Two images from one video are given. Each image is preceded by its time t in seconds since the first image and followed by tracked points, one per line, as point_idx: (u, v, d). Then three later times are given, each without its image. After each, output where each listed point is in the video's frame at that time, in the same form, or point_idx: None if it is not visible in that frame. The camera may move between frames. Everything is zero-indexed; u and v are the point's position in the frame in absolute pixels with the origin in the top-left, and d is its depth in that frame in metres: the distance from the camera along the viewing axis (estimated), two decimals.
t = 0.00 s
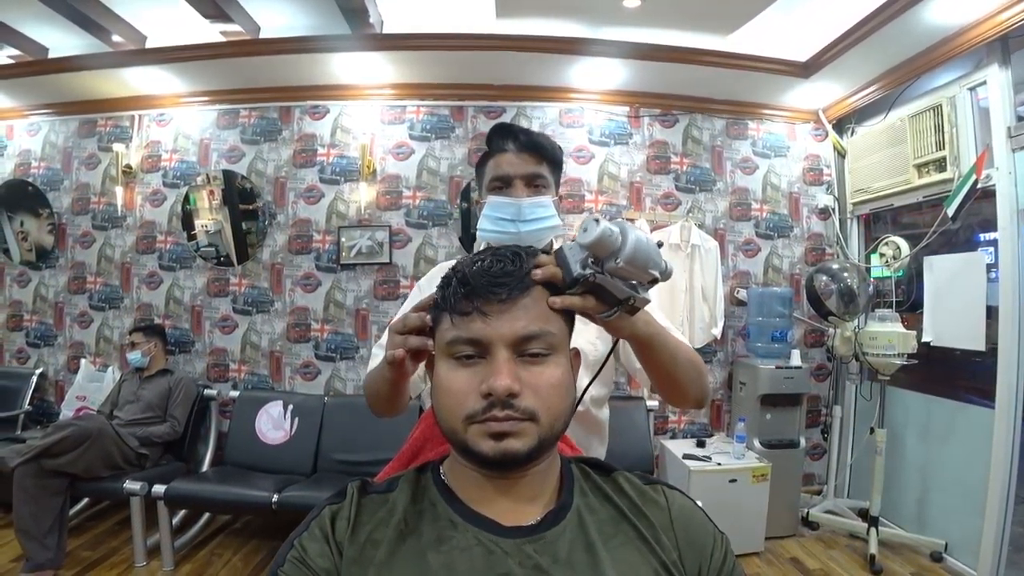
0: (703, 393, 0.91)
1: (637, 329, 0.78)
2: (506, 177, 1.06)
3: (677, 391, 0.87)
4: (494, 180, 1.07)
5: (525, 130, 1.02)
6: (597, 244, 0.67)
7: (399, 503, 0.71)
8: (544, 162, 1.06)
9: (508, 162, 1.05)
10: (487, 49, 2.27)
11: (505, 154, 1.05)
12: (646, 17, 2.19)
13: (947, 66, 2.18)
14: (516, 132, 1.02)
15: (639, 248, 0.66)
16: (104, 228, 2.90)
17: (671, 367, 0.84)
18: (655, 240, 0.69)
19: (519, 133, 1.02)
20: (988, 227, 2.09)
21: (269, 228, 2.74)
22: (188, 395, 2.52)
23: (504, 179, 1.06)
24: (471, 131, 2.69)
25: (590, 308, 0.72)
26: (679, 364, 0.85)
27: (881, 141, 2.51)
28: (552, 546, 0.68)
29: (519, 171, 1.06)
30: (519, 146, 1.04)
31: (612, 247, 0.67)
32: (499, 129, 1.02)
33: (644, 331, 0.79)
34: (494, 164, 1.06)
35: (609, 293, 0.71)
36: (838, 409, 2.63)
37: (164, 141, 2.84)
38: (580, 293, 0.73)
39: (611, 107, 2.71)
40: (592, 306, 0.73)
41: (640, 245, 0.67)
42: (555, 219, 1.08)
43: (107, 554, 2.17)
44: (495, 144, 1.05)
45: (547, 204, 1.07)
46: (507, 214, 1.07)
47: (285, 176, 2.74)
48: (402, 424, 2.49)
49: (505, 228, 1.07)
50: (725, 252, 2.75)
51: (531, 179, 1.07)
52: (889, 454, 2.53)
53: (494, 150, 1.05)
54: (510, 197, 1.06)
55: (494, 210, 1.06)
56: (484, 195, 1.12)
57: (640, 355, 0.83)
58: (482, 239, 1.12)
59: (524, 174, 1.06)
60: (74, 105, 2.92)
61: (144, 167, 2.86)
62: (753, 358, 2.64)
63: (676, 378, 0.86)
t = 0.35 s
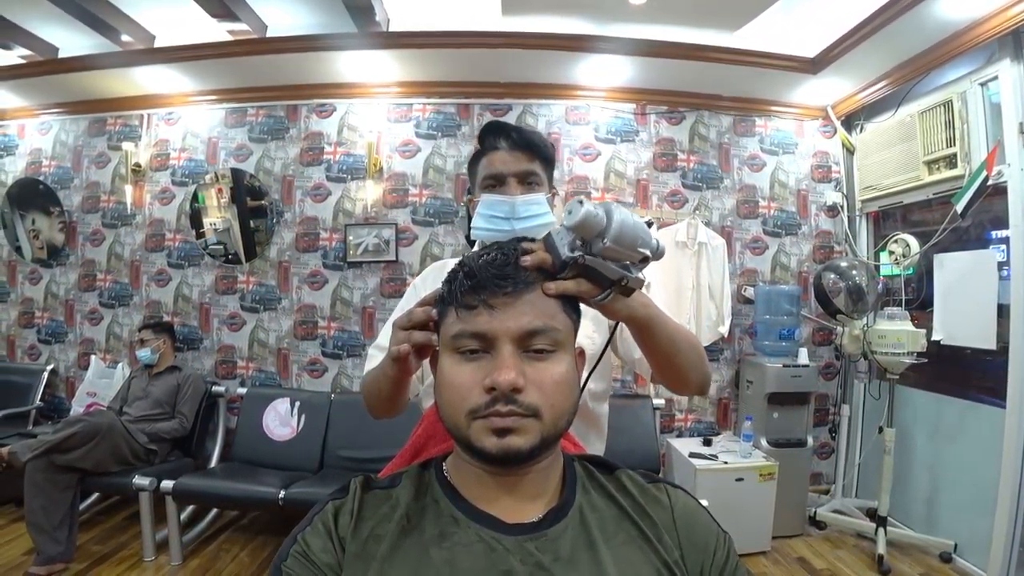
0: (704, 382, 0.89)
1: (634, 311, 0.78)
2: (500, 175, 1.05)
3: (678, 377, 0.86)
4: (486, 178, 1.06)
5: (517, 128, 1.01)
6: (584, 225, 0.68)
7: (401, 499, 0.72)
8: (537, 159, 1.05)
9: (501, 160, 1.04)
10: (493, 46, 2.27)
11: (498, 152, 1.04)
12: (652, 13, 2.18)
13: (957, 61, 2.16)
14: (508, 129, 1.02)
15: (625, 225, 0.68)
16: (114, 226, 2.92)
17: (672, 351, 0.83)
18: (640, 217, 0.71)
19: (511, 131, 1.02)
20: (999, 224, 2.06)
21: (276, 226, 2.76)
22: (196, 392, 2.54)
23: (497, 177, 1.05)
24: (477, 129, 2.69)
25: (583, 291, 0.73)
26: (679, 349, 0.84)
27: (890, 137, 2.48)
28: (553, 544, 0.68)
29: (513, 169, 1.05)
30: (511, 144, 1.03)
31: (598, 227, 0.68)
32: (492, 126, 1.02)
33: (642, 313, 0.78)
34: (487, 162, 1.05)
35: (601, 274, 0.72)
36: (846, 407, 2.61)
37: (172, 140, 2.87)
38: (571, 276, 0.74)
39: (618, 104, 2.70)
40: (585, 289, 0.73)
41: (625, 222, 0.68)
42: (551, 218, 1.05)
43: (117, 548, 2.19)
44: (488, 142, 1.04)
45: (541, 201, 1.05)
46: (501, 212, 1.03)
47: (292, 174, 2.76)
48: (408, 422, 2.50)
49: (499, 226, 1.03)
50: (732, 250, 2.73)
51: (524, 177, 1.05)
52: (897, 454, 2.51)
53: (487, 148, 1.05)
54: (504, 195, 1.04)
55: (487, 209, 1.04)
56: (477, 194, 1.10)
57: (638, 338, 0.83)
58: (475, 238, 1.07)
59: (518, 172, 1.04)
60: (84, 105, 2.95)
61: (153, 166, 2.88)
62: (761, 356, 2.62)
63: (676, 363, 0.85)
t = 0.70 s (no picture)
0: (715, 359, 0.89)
1: (637, 289, 0.77)
2: (502, 171, 1.05)
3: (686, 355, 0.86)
4: (489, 174, 1.06)
5: (519, 125, 1.03)
6: (574, 207, 0.66)
7: (412, 494, 0.72)
8: (540, 155, 1.05)
9: (503, 156, 1.04)
10: (498, 44, 2.27)
11: (500, 148, 1.04)
12: (656, 8, 2.18)
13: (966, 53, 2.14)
14: (511, 126, 1.04)
15: (616, 203, 0.66)
16: (123, 228, 2.95)
17: (679, 327, 0.83)
18: (630, 191, 0.68)
19: (514, 128, 1.04)
20: (1009, 217, 2.04)
21: (283, 226, 2.78)
22: (206, 392, 2.56)
23: (499, 173, 1.04)
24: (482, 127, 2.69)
25: (583, 274, 0.72)
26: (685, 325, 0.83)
27: (898, 131, 2.46)
28: (564, 538, 0.68)
29: (514, 165, 1.04)
30: (513, 140, 1.04)
31: (589, 208, 0.66)
32: (495, 123, 1.04)
33: (644, 290, 0.77)
34: (489, 159, 1.05)
35: (599, 255, 0.71)
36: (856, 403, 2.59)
37: (179, 142, 2.89)
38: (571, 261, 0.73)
39: (623, 101, 2.69)
40: (586, 272, 0.72)
41: (615, 201, 0.66)
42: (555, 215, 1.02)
43: (129, 547, 2.22)
44: (490, 140, 1.05)
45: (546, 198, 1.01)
46: (505, 208, 0.98)
47: (298, 174, 2.77)
48: (416, 420, 2.51)
49: (503, 224, 0.98)
50: (739, 246, 2.72)
51: (527, 173, 1.05)
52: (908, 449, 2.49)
53: (489, 145, 1.06)
54: (506, 190, 1.04)
55: (490, 204, 0.98)
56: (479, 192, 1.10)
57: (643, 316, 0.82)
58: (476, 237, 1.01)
59: (520, 168, 1.04)
60: (92, 109, 2.98)
61: (160, 168, 2.90)
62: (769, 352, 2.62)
63: (684, 340, 0.84)
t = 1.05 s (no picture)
0: (722, 331, 0.88)
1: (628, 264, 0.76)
2: (497, 169, 0.99)
3: (688, 327, 0.84)
4: (485, 172, 1.00)
5: (514, 120, 0.98)
6: (545, 196, 0.65)
7: (411, 494, 0.72)
8: (535, 152, 1.00)
9: (498, 154, 0.98)
10: (500, 40, 2.26)
11: (495, 145, 0.99)
12: (660, 4, 2.16)
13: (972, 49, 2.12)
14: (505, 121, 0.98)
15: (582, 179, 0.64)
16: (124, 226, 2.95)
17: (678, 301, 0.81)
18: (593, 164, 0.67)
19: (508, 123, 0.98)
20: (1014, 215, 2.02)
21: (285, 223, 2.77)
22: (207, 389, 2.57)
23: (495, 171, 0.99)
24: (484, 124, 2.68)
25: (569, 258, 0.70)
26: (683, 298, 0.82)
27: (902, 127, 2.44)
28: (564, 538, 0.68)
29: (510, 163, 0.99)
30: (508, 137, 0.99)
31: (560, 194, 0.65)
32: (488, 120, 0.98)
33: (636, 263, 0.76)
34: (484, 156, 1.00)
35: (582, 237, 0.69)
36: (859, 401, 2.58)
37: (180, 139, 2.88)
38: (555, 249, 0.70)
39: (626, 97, 2.67)
40: (571, 255, 0.70)
41: (586, 182, 0.64)
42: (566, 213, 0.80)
43: (132, 544, 2.23)
44: (484, 137, 1.00)
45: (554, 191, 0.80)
46: (503, 206, 0.80)
47: (299, 171, 2.77)
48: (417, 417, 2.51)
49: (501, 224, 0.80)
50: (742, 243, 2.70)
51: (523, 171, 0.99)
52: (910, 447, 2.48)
53: (484, 142, 1.00)
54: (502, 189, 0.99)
55: (485, 201, 0.79)
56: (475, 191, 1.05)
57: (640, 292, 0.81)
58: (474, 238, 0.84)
59: (515, 165, 0.98)
60: (93, 106, 2.98)
61: (162, 166, 2.90)
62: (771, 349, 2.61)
63: (685, 313, 0.83)
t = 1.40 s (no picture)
0: (727, 282, 0.85)
1: (616, 234, 0.74)
2: (489, 167, 0.98)
3: (692, 290, 0.82)
4: (478, 170, 0.99)
5: (503, 116, 0.96)
6: (509, 189, 0.65)
7: (412, 493, 0.72)
8: (527, 148, 0.99)
9: (489, 151, 0.97)
10: (499, 34, 2.24)
11: (486, 143, 0.97)
12: None
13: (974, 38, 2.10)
14: (494, 118, 0.96)
15: (542, 160, 0.65)
16: (124, 226, 2.96)
17: (674, 267, 0.79)
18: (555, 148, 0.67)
19: (498, 120, 0.96)
20: (1017, 205, 2.01)
21: (285, 222, 2.77)
22: (210, 389, 2.58)
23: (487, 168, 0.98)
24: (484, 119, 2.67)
25: (557, 244, 0.68)
26: (680, 262, 0.79)
27: (905, 117, 2.42)
28: (566, 535, 0.68)
29: (502, 160, 0.97)
30: (499, 133, 0.97)
31: (523, 183, 0.65)
32: (478, 117, 0.96)
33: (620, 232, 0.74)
34: (476, 154, 0.99)
35: (562, 219, 0.67)
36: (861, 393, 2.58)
37: (179, 139, 2.88)
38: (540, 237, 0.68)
39: (625, 90, 2.66)
40: (558, 240, 0.68)
41: (544, 162, 0.64)
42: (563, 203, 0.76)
43: (138, 543, 2.24)
44: (475, 134, 0.98)
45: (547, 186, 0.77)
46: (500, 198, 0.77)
47: (299, 169, 2.76)
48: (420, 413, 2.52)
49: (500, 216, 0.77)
50: (743, 236, 2.70)
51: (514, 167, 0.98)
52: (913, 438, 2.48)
53: (475, 140, 0.99)
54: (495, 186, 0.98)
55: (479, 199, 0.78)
56: (469, 188, 1.04)
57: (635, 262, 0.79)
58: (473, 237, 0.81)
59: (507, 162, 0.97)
60: (91, 107, 2.97)
61: (161, 165, 2.90)
62: (774, 342, 2.60)
63: (685, 277, 0.80)
